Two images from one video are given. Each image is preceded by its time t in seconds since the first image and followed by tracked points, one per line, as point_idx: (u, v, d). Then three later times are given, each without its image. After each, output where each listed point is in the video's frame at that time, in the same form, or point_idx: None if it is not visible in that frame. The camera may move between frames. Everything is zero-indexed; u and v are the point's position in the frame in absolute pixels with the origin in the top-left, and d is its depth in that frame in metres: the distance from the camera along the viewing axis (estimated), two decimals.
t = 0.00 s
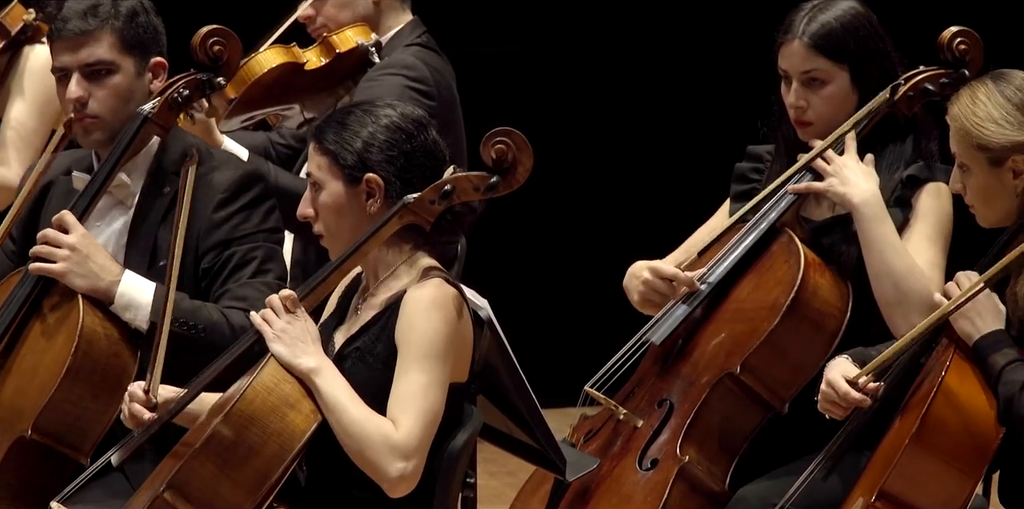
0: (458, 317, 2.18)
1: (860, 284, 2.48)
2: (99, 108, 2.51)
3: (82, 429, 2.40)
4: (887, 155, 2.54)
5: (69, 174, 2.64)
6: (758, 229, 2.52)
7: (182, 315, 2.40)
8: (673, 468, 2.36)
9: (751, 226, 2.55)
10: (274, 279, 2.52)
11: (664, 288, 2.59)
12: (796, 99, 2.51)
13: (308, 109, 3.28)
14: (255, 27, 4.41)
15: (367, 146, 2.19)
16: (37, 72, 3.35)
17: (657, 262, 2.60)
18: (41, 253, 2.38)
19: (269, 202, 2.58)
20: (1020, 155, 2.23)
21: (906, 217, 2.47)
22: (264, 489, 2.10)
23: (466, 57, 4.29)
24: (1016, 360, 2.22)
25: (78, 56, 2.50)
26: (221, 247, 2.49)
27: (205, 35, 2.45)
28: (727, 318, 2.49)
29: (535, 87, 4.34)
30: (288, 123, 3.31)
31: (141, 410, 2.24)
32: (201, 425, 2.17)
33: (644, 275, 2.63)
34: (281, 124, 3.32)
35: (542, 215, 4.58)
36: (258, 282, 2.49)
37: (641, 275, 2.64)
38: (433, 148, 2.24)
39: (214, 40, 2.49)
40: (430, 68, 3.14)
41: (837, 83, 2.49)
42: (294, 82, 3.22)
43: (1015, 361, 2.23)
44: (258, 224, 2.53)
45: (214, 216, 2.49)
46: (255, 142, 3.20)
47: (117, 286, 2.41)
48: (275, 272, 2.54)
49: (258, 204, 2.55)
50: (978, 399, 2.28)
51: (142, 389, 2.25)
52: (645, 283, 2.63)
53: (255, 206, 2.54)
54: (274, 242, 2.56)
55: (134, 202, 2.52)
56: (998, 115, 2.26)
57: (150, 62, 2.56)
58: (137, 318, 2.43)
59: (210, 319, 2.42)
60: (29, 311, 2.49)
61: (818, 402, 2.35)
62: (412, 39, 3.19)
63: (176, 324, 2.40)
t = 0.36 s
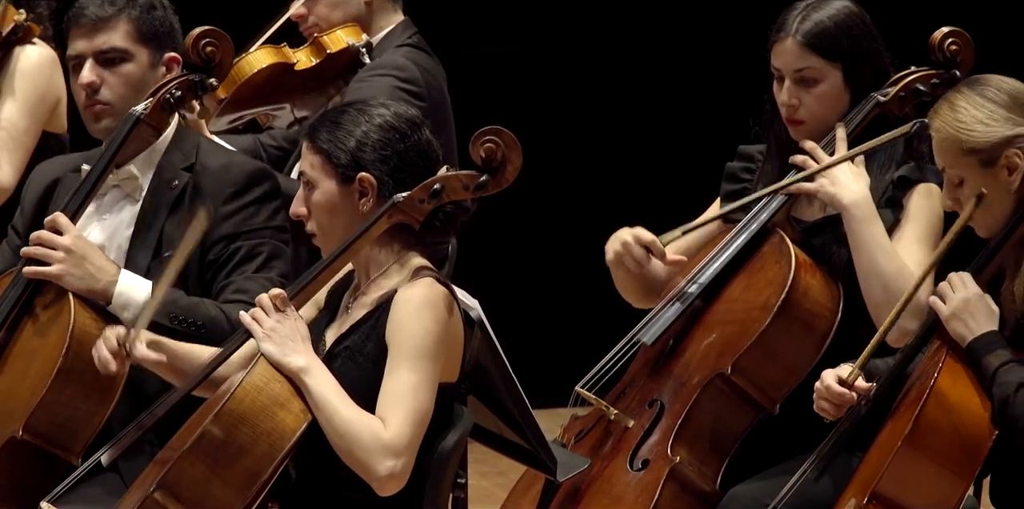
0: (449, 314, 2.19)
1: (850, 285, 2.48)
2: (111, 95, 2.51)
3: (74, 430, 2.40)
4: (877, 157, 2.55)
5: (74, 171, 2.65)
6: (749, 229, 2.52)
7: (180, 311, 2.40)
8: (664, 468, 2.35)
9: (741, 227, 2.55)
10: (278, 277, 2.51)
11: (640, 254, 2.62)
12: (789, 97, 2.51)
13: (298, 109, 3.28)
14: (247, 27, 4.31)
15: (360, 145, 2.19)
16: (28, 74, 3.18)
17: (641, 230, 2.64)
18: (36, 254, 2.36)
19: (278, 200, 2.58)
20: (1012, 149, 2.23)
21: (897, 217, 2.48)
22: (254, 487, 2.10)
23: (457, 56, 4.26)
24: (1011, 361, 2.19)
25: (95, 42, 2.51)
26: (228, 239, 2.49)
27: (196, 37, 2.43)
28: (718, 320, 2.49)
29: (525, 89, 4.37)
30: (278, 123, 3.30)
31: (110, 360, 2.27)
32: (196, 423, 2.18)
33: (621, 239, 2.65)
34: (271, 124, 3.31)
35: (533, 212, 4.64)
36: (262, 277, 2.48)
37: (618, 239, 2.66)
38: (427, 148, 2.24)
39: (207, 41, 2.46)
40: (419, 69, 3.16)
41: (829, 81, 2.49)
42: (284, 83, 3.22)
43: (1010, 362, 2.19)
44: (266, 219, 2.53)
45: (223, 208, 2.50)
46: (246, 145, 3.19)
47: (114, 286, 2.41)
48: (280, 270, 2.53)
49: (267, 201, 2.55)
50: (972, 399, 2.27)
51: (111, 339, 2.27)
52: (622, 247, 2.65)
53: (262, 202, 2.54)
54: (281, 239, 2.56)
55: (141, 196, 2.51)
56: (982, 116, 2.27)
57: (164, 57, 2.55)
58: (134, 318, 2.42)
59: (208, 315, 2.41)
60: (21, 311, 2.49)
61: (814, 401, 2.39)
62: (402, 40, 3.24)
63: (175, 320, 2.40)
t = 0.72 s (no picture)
0: (444, 313, 2.20)
1: (841, 286, 2.50)
2: (98, 93, 2.50)
3: (63, 432, 2.40)
4: (869, 158, 2.54)
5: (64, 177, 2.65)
6: (741, 230, 2.53)
7: (172, 316, 2.40)
8: (656, 470, 2.36)
9: (734, 227, 2.55)
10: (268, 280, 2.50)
11: (641, 274, 2.62)
12: (780, 97, 2.51)
13: (291, 109, 3.31)
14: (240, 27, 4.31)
15: (353, 148, 2.19)
16: (19, 75, 3.18)
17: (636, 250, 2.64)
18: (28, 254, 2.35)
19: (266, 202, 2.57)
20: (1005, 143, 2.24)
21: (890, 218, 2.47)
22: (246, 488, 2.13)
23: (451, 57, 4.27)
24: (998, 346, 2.19)
25: (83, 41, 2.51)
26: (218, 243, 2.49)
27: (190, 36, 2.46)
28: (708, 321, 2.49)
29: (524, 90, 4.35)
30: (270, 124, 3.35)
31: (117, 398, 2.24)
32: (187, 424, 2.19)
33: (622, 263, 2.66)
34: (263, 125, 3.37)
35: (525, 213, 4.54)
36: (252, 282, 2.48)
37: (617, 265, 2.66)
38: (420, 150, 2.24)
39: (199, 43, 2.50)
40: (412, 70, 3.17)
41: (822, 82, 2.49)
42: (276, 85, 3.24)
43: (996, 347, 2.19)
44: (256, 221, 2.53)
45: (213, 211, 2.49)
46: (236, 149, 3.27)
47: (105, 288, 2.40)
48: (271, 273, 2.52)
49: (257, 202, 2.55)
50: (960, 402, 2.28)
51: (119, 378, 2.25)
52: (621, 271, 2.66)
53: (251, 204, 2.54)
54: (271, 242, 2.56)
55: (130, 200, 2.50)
56: (971, 114, 2.28)
57: (153, 58, 2.56)
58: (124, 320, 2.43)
59: (198, 320, 2.41)
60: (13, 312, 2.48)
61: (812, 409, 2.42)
62: (395, 42, 3.23)
63: (167, 326, 2.40)
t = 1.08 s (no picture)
0: (434, 314, 2.20)
1: (831, 286, 2.50)
2: (66, 104, 2.50)
3: (54, 433, 2.42)
4: (860, 160, 2.54)
5: (38, 185, 2.63)
6: (729, 231, 2.53)
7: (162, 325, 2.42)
8: (645, 471, 2.36)
9: (723, 228, 2.56)
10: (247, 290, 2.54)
11: (640, 290, 2.59)
12: (770, 98, 2.52)
13: (282, 111, 3.35)
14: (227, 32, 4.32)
15: (344, 149, 2.19)
16: (9, 76, 3.23)
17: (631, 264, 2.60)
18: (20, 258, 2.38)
19: (240, 206, 2.57)
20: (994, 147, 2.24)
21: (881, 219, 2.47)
22: (238, 488, 2.14)
23: (439, 60, 4.28)
24: (985, 347, 2.19)
25: (47, 51, 2.52)
26: (194, 255, 2.50)
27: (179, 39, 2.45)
28: (697, 321, 2.49)
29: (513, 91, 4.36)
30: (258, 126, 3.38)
31: (114, 416, 2.32)
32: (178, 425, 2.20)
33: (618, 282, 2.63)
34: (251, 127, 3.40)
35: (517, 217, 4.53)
36: (232, 295, 2.51)
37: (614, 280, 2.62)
38: (411, 150, 2.24)
39: (189, 44, 2.48)
40: (402, 72, 3.17)
41: (811, 82, 2.49)
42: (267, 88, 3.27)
43: (983, 349, 2.20)
44: (229, 230, 2.54)
45: (187, 222, 2.49)
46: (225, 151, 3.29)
47: (96, 293, 2.43)
48: (248, 283, 2.55)
49: (230, 208, 2.55)
50: (951, 401, 2.27)
51: (117, 396, 2.32)
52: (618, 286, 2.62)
53: (226, 209, 2.54)
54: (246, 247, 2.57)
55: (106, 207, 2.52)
56: (964, 114, 2.28)
57: (119, 64, 2.56)
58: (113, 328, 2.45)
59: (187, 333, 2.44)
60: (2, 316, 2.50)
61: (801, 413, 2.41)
62: (384, 44, 3.24)
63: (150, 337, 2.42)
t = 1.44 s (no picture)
0: (421, 316, 2.20)
1: (820, 288, 2.49)
2: (52, 115, 2.51)
3: (40, 434, 2.42)
4: (848, 163, 2.54)
5: (22, 188, 2.64)
6: (716, 233, 2.52)
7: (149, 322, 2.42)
8: (632, 472, 2.35)
9: (710, 230, 2.55)
10: (234, 293, 2.54)
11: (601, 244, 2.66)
12: (757, 100, 2.52)
13: (270, 112, 3.33)
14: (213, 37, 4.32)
15: (330, 151, 2.19)
16: None
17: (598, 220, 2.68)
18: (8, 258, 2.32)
19: (226, 210, 2.58)
20: (981, 155, 2.25)
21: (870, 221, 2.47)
22: (224, 491, 2.13)
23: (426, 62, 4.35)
24: (978, 356, 2.19)
25: (31, 63, 2.52)
26: (180, 260, 2.50)
27: (165, 40, 2.44)
28: (685, 323, 2.49)
29: (498, 89, 4.42)
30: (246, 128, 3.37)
31: (81, 340, 2.25)
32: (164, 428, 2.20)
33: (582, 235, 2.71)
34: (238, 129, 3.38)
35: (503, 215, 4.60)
36: (219, 299, 2.51)
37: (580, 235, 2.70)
38: (397, 151, 2.24)
39: (175, 46, 2.47)
40: (389, 75, 3.20)
41: (798, 84, 2.50)
42: (255, 90, 3.27)
43: (976, 357, 2.20)
44: (216, 233, 2.54)
45: (172, 227, 2.50)
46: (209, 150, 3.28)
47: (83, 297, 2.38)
48: (235, 287, 2.55)
49: (217, 211, 2.55)
50: (940, 402, 2.27)
51: (85, 320, 2.25)
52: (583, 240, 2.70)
53: (211, 215, 2.54)
54: (232, 251, 2.57)
55: (90, 213, 2.53)
56: (956, 117, 2.28)
57: (102, 70, 2.57)
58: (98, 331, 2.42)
59: (175, 337, 2.43)
60: None
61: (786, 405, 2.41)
62: (373, 45, 3.27)
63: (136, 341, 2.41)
